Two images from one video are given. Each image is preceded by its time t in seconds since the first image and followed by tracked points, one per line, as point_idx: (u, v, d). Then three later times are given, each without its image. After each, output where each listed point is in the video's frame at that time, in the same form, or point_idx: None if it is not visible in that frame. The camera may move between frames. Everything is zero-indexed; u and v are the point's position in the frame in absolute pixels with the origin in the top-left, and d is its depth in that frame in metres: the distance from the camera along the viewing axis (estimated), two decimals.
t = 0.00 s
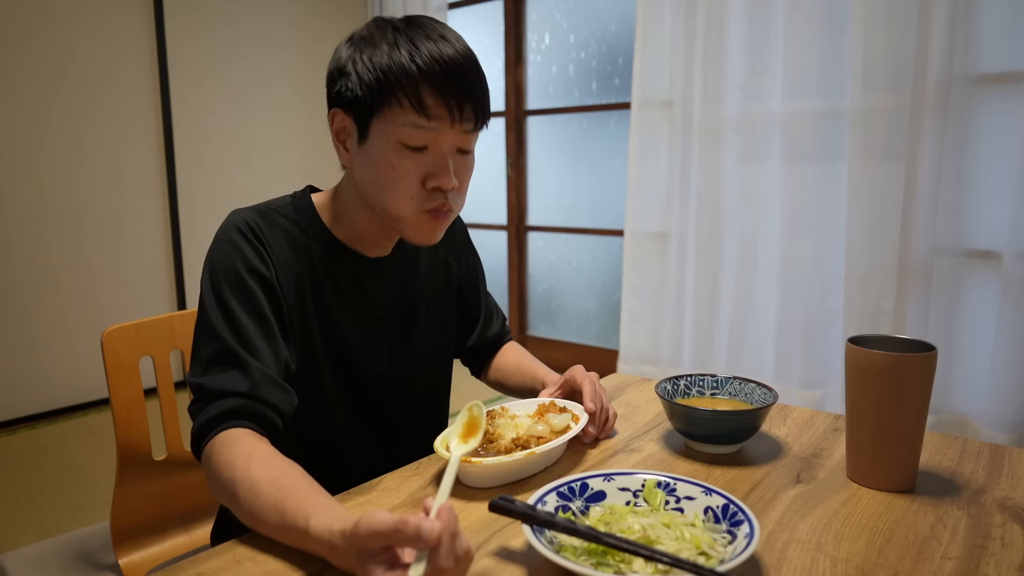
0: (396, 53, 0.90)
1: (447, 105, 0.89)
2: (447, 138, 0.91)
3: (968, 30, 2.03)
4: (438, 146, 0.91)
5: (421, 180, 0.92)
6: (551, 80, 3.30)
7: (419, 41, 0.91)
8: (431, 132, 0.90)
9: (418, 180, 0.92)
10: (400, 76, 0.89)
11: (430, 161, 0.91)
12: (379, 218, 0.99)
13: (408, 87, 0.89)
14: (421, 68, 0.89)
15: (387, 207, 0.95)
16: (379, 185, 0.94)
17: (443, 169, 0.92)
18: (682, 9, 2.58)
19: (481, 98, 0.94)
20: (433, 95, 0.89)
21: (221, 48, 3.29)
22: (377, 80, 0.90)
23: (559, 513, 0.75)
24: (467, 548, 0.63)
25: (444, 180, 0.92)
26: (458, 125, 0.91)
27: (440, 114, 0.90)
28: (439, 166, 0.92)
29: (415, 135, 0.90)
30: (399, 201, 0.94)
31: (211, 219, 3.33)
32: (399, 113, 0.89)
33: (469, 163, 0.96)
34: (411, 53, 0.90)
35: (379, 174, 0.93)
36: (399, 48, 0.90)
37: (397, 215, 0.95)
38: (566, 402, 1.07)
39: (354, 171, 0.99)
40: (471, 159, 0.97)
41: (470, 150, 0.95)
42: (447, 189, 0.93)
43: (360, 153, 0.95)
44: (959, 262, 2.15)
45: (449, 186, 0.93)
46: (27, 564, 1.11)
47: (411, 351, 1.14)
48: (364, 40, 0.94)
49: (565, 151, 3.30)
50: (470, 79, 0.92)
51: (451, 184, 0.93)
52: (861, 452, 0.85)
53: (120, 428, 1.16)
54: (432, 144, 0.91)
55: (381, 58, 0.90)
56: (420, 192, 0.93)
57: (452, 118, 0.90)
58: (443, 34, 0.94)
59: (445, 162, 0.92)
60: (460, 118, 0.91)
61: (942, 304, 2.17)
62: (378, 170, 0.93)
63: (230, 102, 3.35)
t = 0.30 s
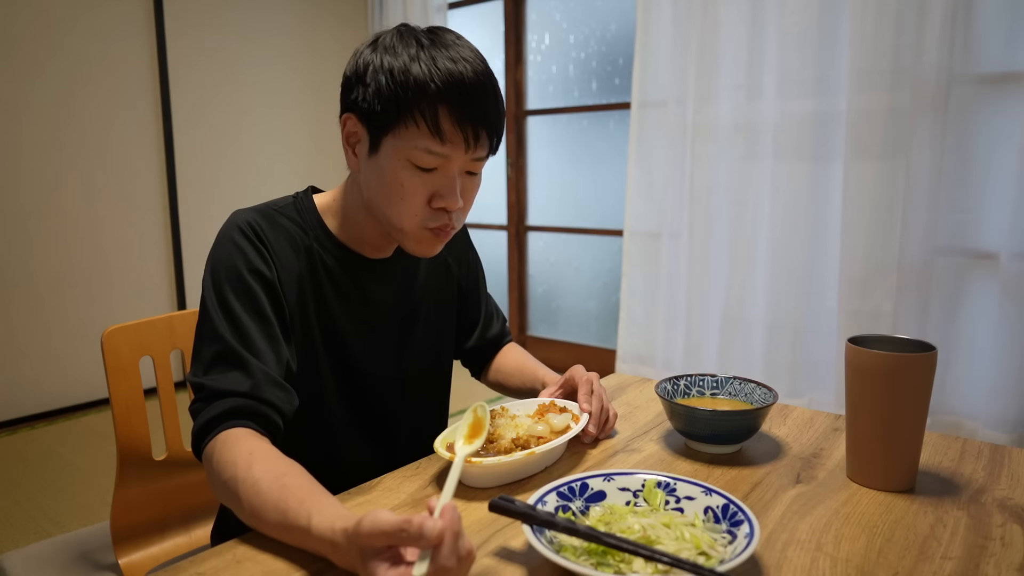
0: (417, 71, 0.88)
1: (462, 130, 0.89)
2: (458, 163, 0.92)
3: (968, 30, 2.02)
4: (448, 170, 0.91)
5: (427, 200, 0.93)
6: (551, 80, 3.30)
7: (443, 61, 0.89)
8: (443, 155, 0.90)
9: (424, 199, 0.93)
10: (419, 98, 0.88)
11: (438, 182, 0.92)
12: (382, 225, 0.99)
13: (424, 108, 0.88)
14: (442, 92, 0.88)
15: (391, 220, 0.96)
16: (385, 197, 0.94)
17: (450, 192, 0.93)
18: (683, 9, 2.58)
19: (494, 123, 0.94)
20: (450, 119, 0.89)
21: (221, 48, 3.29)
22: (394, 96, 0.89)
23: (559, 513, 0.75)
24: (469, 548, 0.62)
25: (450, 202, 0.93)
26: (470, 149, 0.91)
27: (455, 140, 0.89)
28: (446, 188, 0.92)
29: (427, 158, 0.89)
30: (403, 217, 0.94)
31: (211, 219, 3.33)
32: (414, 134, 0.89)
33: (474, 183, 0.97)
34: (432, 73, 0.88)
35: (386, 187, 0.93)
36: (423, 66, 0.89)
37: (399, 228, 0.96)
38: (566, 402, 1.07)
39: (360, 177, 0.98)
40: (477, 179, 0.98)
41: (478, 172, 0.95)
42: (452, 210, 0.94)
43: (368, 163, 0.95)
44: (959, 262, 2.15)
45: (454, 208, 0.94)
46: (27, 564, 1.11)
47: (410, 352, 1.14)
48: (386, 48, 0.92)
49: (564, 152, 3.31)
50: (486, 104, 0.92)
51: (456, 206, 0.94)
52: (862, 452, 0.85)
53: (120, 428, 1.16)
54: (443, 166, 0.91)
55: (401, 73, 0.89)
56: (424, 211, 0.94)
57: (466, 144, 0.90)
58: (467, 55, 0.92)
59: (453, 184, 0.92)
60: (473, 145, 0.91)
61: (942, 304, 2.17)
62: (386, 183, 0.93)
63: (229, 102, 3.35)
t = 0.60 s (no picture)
0: (424, 75, 0.88)
1: (468, 136, 0.89)
2: (462, 169, 0.92)
3: (966, 30, 2.02)
4: (453, 176, 0.91)
5: (431, 205, 0.93)
6: (551, 80, 3.30)
7: (449, 66, 0.89)
8: (448, 161, 0.90)
9: (428, 204, 0.93)
10: (425, 103, 0.87)
11: (442, 187, 0.92)
12: (385, 229, 0.99)
13: (430, 113, 0.88)
14: (448, 98, 0.88)
15: (394, 223, 0.96)
16: (389, 201, 0.94)
17: (454, 197, 0.93)
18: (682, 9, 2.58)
19: (499, 129, 0.94)
20: (455, 125, 0.88)
21: (221, 47, 3.29)
22: (399, 100, 0.88)
23: (559, 513, 0.75)
24: (471, 546, 0.62)
25: (453, 207, 0.93)
26: (475, 155, 0.91)
27: (460, 146, 0.89)
28: (450, 193, 0.92)
29: (431, 163, 0.89)
30: (406, 221, 0.94)
31: (211, 219, 3.33)
32: (419, 139, 0.89)
33: (478, 189, 0.97)
34: (438, 77, 0.88)
35: (390, 191, 0.93)
36: (429, 71, 0.88)
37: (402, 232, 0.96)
38: (566, 402, 1.07)
39: (364, 180, 0.98)
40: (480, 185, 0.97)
41: (482, 178, 0.95)
42: (455, 215, 0.94)
43: (372, 167, 0.95)
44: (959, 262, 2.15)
45: (458, 213, 0.94)
46: (28, 564, 1.11)
47: (410, 352, 1.14)
48: (393, 52, 0.92)
49: (565, 152, 3.31)
50: (491, 109, 0.92)
51: (459, 211, 0.94)
52: (861, 451, 0.85)
53: (120, 428, 1.16)
54: (447, 171, 0.91)
55: (406, 77, 0.89)
56: (428, 216, 0.94)
57: (471, 150, 0.90)
58: (473, 60, 0.92)
59: (457, 190, 0.92)
60: (478, 151, 0.91)
61: (942, 305, 2.17)
62: (389, 187, 0.93)
63: (229, 102, 3.34)
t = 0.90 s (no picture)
0: (429, 80, 0.88)
1: (471, 143, 0.89)
2: (465, 175, 0.92)
3: (966, 29, 2.02)
4: (455, 182, 0.92)
5: (433, 210, 0.93)
6: (551, 80, 3.30)
7: (454, 71, 0.89)
8: (451, 167, 0.90)
9: (429, 208, 0.93)
10: (429, 110, 0.87)
11: (444, 192, 0.92)
12: (386, 231, 1.00)
13: (434, 119, 0.88)
14: (452, 106, 0.88)
15: (395, 227, 0.96)
16: (390, 204, 0.94)
17: (456, 203, 0.93)
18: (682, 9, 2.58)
19: (502, 135, 0.94)
20: (459, 131, 0.89)
21: (221, 47, 3.29)
22: (403, 105, 0.88)
23: (559, 513, 0.75)
24: (473, 546, 0.62)
25: (455, 211, 0.94)
26: (478, 161, 0.91)
27: (464, 152, 0.90)
28: (451, 198, 0.93)
29: (434, 169, 0.90)
30: (408, 226, 0.94)
31: (211, 219, 3.33)
32: (422, 145, 0.89)
33: (479, 193, 0.97)
34: (443, 83, 0.88)
35: (392, 195, 0.93)
36: (434, 77, 0.88)
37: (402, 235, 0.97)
38: (566, 402, 1.07)
39: (366, 182, 0.99)
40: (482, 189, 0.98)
41: (484, 183, 0.96)
42: (457, 220, 0.94)
43: (375, 170, 0.95)
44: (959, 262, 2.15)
45: (459, 217, 0.94)
46: (28, 564, 1.11)
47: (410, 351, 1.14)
48: (398, 55, 0.91)
49: (565, 152, 3.31)
50: (495, 116, 0.92)
51: (461, 216, 0.94)
52: (860, 450, 0.85)
53: (120, 428, 1.16)
54: (449, 177, 0.91)
55: (411, 82, 0.88)
56: (429, 220, 0.94)
57: (475, 157, 0.90)
58: (478, 65, 0.91)
59: (459, 195, 0.93)
60: (481, 157, 0.91)
61: (942, 305, 2.17)
62: (391, 191, 0.93)
63: (229, 102, 3.34)
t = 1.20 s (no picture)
0: (432, 83, 0.88)
1: (474, 148, 0.89)
2: (466, 180, 0.92)
3: (966, 29, 2.02)
4: (457, 186, 0.92)
5: (434, 214, 0.93)
6: (551, 80, 3.30)
7: (458, 75, 0.89)
8: (452, 172, 0.90)
9: (430, 212, 0.93)
10: (432, 114, 0.87)
11: (445, 196, 0.92)
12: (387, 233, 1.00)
13: (437, 123, 0.88)
14: (456, 110, 0.88)
15: (396, 230, 0.96)
16: (391, 207, 0.94)
17: (457, 206, 0.93)
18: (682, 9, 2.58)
19: (505, 140, 0.94)
20: (462, 136, 0.89)
21: (221, 47, 3.29)
22: (406, 108, 0.88)
23: (559, 513, 0.75)
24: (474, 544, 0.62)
25: (456, 215, 0.94)
26: (480, 165, 0.92)
27: (466, 157, 0.90)
28: (452, 202, 0.93)
29: (436, 174, 0.90)
30: (408, 229, 0.95)
31: (211, 219, 3.33)
32: (425, 150, 0.89)
33: (480, 197, 0.97)
34: (446, 86, 0.88)
35: (393, 198, 0.93)
36: (439, 81, 0.88)
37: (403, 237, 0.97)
38: (566, 402, 1.07)
39: (367, 184, 0.99)
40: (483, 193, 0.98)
41: (485, 187, 0.96)
42: (457, 224, 0.95)
43: (376, 172, 0.95)
44: (959, 262, 2.14)
45: (460, 221, 0.94)
46: (27, 564, 1.11)
47: (410, 351, 1.14)
48: (402, 57, 0.91)
49: (565, 152, 3.31)
50: (498, 121, 0.92)
51: (461, 220, 0.94)
52: (860, 450, 0.85)
53: (120, 428, 1.15)
54: (451, 181, 0.91)
55: (414, 85, 0.88)
56: (430, 224, 0.94)
57: (477, 162, 0.91)
58: (481, 69, 0.91)
59: (460, 199, 0.93)
60: (484, 162, 0.92)
61: (942, 305, 2.17)
62: (392, 194, 0.93)
63: (230, 102, 3.34)
